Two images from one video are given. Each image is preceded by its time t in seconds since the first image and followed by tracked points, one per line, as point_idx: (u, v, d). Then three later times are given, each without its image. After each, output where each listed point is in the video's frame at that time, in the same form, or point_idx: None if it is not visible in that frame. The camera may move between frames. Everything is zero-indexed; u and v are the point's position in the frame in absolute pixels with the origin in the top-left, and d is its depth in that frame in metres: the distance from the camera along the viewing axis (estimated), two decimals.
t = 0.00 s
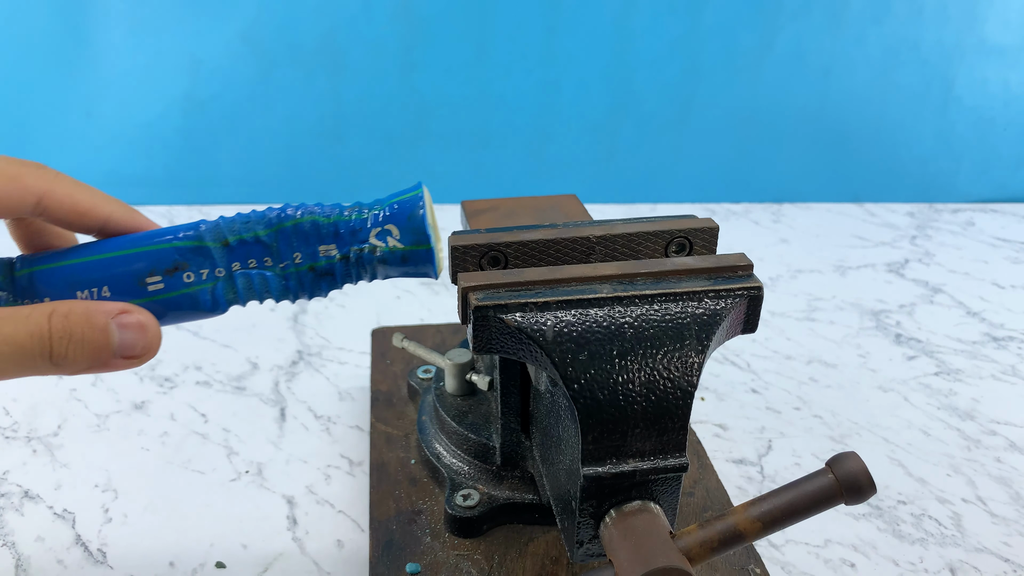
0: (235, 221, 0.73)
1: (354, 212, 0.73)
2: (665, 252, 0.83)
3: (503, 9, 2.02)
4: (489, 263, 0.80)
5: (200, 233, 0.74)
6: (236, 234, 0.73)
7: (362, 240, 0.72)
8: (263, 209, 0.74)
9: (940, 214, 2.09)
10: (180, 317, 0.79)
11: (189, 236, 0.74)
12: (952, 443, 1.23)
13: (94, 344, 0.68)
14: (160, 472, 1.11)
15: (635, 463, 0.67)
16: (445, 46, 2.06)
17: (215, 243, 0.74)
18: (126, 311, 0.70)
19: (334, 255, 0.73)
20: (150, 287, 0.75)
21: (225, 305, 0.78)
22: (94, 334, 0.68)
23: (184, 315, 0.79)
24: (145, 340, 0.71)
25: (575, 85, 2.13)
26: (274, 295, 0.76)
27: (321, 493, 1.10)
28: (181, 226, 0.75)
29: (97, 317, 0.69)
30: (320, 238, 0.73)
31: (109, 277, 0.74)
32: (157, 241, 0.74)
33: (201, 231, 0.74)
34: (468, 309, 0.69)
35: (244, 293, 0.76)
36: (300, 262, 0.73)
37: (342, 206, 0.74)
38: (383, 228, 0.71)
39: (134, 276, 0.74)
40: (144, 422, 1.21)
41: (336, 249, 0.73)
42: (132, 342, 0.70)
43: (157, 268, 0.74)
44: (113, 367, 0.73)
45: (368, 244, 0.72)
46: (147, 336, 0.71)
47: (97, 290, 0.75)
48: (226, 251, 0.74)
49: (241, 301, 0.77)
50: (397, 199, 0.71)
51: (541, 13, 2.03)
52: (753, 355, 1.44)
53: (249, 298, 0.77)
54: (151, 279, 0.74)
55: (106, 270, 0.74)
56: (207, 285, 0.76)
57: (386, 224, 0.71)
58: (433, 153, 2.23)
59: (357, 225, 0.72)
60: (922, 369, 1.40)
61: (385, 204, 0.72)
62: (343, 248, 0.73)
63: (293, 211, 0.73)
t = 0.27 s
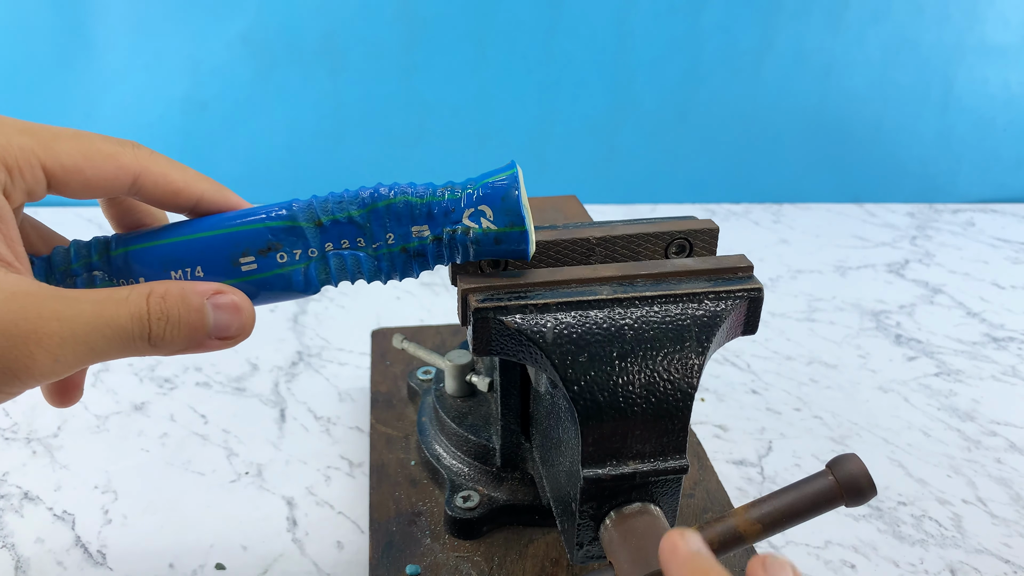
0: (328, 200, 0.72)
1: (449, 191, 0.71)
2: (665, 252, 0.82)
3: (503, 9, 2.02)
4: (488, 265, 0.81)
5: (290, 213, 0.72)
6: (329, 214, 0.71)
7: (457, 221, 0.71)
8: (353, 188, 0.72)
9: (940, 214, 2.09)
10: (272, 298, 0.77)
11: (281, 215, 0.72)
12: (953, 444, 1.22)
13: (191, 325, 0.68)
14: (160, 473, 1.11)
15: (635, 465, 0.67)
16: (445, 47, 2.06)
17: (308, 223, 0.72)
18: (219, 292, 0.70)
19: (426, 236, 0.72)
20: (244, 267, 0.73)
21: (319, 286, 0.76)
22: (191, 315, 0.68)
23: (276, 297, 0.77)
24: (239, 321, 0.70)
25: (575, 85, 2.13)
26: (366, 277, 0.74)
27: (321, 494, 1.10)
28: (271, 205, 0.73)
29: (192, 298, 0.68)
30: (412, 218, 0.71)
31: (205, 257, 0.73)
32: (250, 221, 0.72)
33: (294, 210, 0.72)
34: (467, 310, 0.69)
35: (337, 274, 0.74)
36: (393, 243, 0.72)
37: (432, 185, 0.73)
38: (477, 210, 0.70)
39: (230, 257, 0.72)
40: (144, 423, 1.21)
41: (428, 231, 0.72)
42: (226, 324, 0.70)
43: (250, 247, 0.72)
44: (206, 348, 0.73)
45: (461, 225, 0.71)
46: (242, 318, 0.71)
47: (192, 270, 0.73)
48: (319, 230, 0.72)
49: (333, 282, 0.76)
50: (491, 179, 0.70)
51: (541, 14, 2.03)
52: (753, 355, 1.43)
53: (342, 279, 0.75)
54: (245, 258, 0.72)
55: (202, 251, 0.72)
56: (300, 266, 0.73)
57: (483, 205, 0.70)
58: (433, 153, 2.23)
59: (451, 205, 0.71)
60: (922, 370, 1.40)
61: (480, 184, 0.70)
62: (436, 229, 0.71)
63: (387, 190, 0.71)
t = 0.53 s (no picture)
0: (353, 205, 0.72)
1: (472, 199, 0.72)
2: (665, 252, 0.82)
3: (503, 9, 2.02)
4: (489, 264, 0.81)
5: (314, 218, 0.72)
6: (354, 219, 0.72)
7: (480, 229, 0.72)
8: (376, 193, 0.72)
9: (940, 214, 2.09)
10: (293, 299, 0.77)
11: (307, 220, 0.72)
12: (953, 444, 1.22)
13: (222, 328, 0.69)
14: (160, 472, 1.11)
15: (635, 464, 0.67)
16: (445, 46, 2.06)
17: (333, 228, 0.72)
18: (248, 295, 0.70)
19: (448, 242, 0.73)
20: (269, 271, 0.73)
21: (340, 288, 0.77)
22: (222, 318, 0.69)
23: (297, 298, 0.78)
24: (267, 323, 0.71)
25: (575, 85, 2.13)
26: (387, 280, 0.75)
27: (322, 494, 1.10)
28: (296, 209, 0.73)
29: (223, 301, 0.69)
30: (434, 226, 0.72)
31: (230, 260, 0.72)
32: (276, 226, 0.72)
33: (319, 215, 0.72)
34: (468, 310, 0.69)
35: (359, 276, 0.75)
36: (416, 249, 0.73)
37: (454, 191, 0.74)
38: (501, 219, 0.71)
39: (255, 261, 0.73)
40: (144, 422, 1.21)
41: (451, 237, 0.73)
42: (255, 326, 0.71)
43: (276, 252, 0.72)
44: (234, 349, 0.73)
45: (483, 234, 0.72)
46: (270, 320, 0.71)
47: (215, 273, 0.73)
48: (343, 236, 0.72)
49: (354, 284, 0.77)
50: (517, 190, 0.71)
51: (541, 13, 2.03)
52: (753, 355, 1.43)
53: (363, 281, 0.76)
54: (270, 263, 0.73)
55: (226, 254, 0.72)
56: (323, 269, 0.74)
57: (508, 215, 0.71)
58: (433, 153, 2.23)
59: (475, 213, 0.72)
60: (922, 370, 1.40)
61: (504, 193, 0.71)
62: (458, 236, 0.73)
63: (413, 196, 0.71)
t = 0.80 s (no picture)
0: (337, 205, 0.72)
1: (457, 197, 0.72)
2: (665, 252, 0.82)
3: (503, 9, 2.02)
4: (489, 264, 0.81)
5: (299, 218, 0.72)
6: (339, 219, 0.72)
7: (465, 229, 0.72)
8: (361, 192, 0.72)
9: (940, 215, 2.09)
10: (280, 299, 0.77)
11: (291, 219, 0.72)
12: (953, 444, 1.22)
13: (207, 329, 0.69)
14: (160, 472, 1.11)
15: (635, 465, 0.67)
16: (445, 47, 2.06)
17: (318, 227, 0.72)
18: (232, 296, 0.70)
19: (434, 241, 0.73)
20: (253, 272, 0.73)
21: (326, 288, 0.77)
22: (207, 320, 0.68)
23: (283, 298, 0.77)
24: (253, 323, 0.71)
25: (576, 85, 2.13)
26: (373, 279, 0.75)
27: (321, 494, 1.10)
28: (279, 209, 0.73)
29: (207, 302, 0.69)
30: (420, 226, 0.72)
31: (213, 261, 0.72)
32: (259, 226, 0.72)
33: (303, 214, 0.72)
34: (468, 310, 0.69)
35: (345, 275, 0.75)
36: (401, 248, 0.72)
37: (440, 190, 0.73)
38: (486, 218, 0.71)
39: (239, 262, 0.72)
40: (144, 423, 1.21)
41: (436, 236, 0.72)
42: (240, 327, 0.71)
43: (260, 252, 0.72)
44: (220, 350, 0.73)
45: (469, 232, 0.72)
46: (255, 320, 0.71)
47: (199, 275, 0.73)
48: (328, 235, 0.72)
49: (340, 283, 0.77)
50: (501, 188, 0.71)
51: (542, 14, 2.03)
52: (753, 355, 1.43)
53: (349, 280, 0.76)
54: (254, 263, 0.73)
55: (209, 255, 0.72)
56: (309, 269, 0.74)
57: (492, 213, 0.71)
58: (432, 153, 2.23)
59: (460, 212, 0.71)
60: (922, 370, 1.40)
61: (489, 192, 0.71)
62: (444, 235, 0.72)
63: (397, 195, 0.71)
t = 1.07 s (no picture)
0: (339, 210, 0.72)
1: (459, 203, 0.72)
2: (665, 253, 0.83)
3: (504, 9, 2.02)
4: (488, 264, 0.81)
5: (300, 223, 0.72)
6: (340, 223, 0.72)
7: (466, 234, 0.72)
8: (364, 198, 0.73)
9: (940, 215, 2.09)
10: (279, 303, 0.78)
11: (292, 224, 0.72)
12: (953, 444, 1.22)
13: (208, 334, 0.69)
14: (160, 472, 1.11)
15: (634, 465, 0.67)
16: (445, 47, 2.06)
17: (318, 232, 0.72)
18: (233, 300, 0.71)
19: (435, 246, 0.74)
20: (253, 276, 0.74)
21: (326, 292, 0.77)
22: (207, 324, 0.69)
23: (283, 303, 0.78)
24: (253, 328, 0.72)
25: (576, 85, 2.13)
26: (373, 282, 0.76)
27: (321, 494, 1.10)
28: (280, 213, 0.74)
29: (208, 306, 0.69)
30: (422, 231, 0.72)
31: (213, 266, 0.73)
32: (260, 231, 0.72)
33: (304, 219, 0.72)
34: (467, 310, 0.70)
35: (345, 280, 0.76)
36: (403, 253, 0.73)
37: (441, 195, 0.74)
38: (487, 223, 0.71)
39: (239, 266, 0.73)
40: (144, 422, 1.21)
41: (437, 241, 0.73)
42: (241, 331, 0.71)
43: (261, 257, 0.73)
44: (219, 355, 0.73)
45: (471, 237, 0.72)
46: (256, 325, 0.72)
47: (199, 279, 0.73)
48: (329, 240, 0.73)
49: (340, 287, 0.78)
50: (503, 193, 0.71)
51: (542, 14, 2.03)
52: (753, 355, 1.43)
53: (350, 283, 0.77)
54: (255, 268, 0.73)
55: (209, 260, 0.72)
56: (309, 274, 0.74)
57: (494, 218, 0.71)
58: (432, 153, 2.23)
59: (461, 216, 0.72)
60: (922, 370, 1.40)
61: (492, 196, 0.71)
62: (444, 240, 0.73)
63: (399, 201, 0.72)
